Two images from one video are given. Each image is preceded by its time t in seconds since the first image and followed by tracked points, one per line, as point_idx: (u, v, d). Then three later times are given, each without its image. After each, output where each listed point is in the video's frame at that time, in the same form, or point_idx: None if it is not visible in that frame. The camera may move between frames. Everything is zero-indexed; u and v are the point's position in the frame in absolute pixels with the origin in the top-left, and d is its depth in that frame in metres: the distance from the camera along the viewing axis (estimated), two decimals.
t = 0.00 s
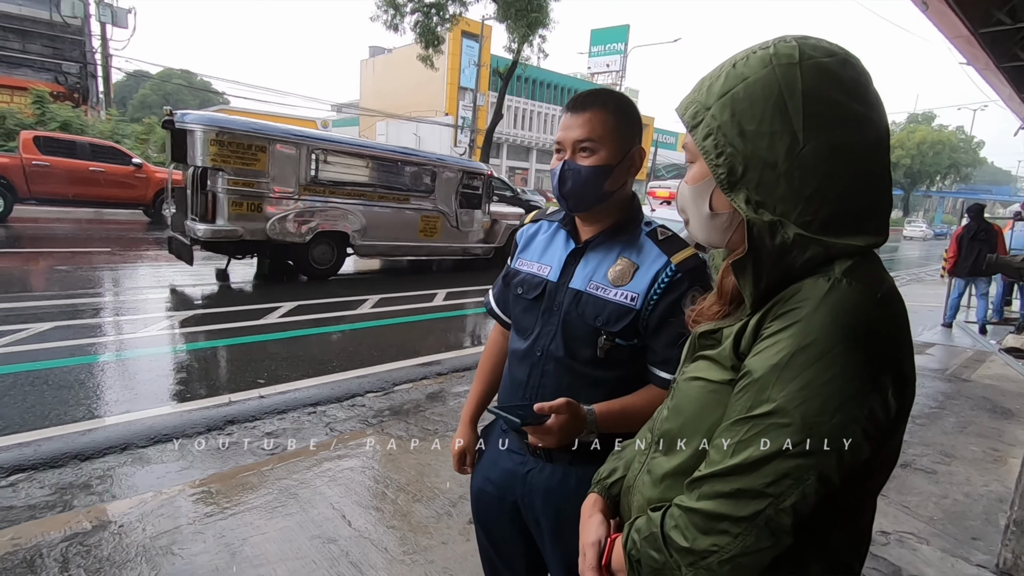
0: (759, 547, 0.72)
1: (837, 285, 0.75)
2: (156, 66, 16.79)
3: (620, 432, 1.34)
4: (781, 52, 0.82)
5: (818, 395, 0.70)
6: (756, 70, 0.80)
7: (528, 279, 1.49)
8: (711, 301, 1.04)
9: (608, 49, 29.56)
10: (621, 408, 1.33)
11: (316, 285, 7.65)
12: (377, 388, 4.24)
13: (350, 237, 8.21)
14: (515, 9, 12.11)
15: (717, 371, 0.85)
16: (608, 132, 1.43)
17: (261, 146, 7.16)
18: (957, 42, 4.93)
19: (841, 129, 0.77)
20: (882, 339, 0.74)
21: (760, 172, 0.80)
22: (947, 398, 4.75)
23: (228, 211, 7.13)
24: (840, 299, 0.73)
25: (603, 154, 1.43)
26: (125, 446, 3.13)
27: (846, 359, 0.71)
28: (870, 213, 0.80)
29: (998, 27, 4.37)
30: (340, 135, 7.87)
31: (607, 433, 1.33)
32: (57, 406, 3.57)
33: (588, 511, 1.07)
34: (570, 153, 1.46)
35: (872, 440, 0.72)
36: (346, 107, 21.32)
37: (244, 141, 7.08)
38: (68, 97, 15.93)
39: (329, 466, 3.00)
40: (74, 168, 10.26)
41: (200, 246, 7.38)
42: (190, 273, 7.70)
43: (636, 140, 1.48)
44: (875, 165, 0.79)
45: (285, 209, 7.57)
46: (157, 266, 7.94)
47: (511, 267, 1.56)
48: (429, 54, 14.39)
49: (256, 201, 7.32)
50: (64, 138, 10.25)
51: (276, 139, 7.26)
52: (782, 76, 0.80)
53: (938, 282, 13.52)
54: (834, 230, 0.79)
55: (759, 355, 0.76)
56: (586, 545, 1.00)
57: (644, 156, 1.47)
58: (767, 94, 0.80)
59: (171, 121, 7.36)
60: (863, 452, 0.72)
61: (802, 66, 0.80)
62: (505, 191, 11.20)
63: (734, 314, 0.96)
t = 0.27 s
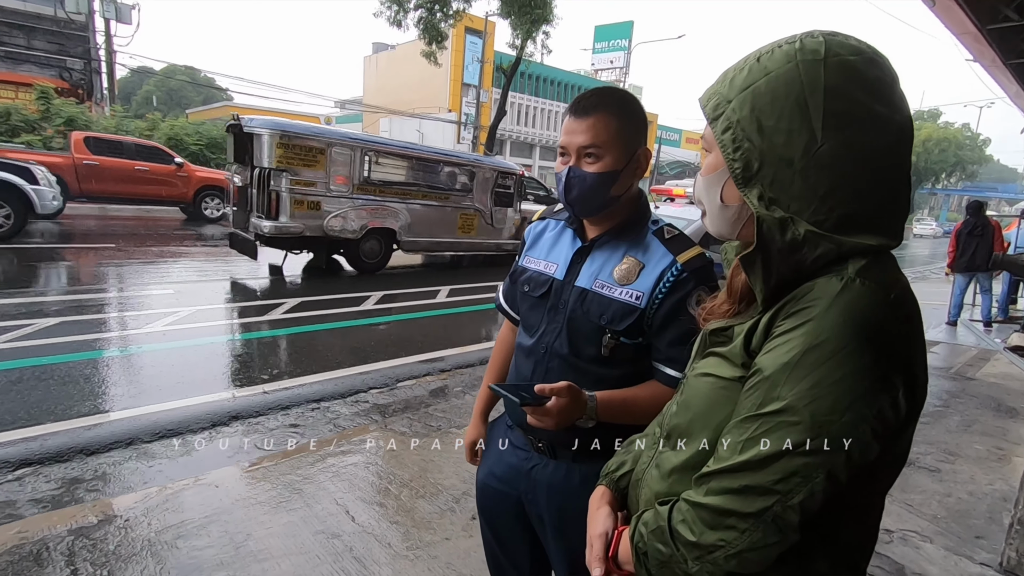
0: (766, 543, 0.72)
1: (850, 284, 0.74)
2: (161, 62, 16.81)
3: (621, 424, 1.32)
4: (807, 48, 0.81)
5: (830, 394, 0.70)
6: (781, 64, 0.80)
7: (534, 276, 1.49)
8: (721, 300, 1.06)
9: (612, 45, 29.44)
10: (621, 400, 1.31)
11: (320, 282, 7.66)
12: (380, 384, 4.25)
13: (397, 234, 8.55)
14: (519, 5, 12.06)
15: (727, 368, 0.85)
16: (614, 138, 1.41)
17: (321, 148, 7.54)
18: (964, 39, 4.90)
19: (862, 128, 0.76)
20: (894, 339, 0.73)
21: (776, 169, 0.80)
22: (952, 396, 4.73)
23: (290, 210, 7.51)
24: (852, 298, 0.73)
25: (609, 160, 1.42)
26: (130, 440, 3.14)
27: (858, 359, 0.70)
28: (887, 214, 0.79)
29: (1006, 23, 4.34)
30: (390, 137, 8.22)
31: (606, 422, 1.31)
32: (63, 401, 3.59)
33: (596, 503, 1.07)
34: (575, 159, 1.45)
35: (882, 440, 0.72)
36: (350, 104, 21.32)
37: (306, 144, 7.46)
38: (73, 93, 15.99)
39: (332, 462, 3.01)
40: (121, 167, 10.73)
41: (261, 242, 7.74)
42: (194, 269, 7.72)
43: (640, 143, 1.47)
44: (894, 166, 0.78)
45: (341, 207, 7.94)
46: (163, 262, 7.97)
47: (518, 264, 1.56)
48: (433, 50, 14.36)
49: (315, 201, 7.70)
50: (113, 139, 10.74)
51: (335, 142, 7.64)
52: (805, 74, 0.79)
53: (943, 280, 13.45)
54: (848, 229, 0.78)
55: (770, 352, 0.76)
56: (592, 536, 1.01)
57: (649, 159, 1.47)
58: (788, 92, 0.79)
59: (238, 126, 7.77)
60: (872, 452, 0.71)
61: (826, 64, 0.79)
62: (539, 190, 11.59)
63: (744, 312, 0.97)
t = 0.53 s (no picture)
0: (772, 541, 0.72)
1: (853, 282, 0.74)
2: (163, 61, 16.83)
3: (624, 422, 1.32)
4: (813, 48, 0.81)
5: (833, 391, 0.70)
6: (785, 64, 0.79)
7: (537, 276, 1.50)
8: (727, 300, 1.06)
9: (614, 43, 29.39)
10: (626, 398, 1.31)
11: (323, 280, 7.67)
12: (383, 382, 4.26)
13: (438, 232, 9.00)
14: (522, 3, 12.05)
15: (732, 366, 0.86)
16: (617, 137, 1.42)
17: (372, 152, 8.02)
18: (968, 36, 4.89)
19: (866, 128, 0.76)
20: (900, 337, 0.73)
21: (780, 168, 0.80)
22: (955, 395, 4.73)
23: (345, 210, 7.96)
24: (856, 296, 0.73)
25: (612, 160, 1.42)
26: (134, 438, 3.16)
27: (862, 357, 0.70)
28: (893, 213, 0.79)
29: (1010, 20, 4.33)
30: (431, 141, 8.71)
31: (610, 420, 1.30)
32: (68, 398, 3.61)
33: (603, 503, 1.07)
34: (579, 159, 1.45)
35: (887, 438, 0.72)
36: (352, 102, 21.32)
37: (358, 148, 7.93)
38: (76, 92, 16.02)
39: (335, 460, 3.02)
40: (164, 168, 11.22)
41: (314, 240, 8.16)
42: (198, 267, 7.73)
43: (645, 142, 1.47)
44: (900, 165, 0.78)
45: (388, 207, 8.39)
46: (166, 260, 7.99)
47: (521, 263, 1.56)
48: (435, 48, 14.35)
49: (366, 201, 8.16)
50: (156, 142, 11.25)
51: (384, 146, 8.12)
52: (811, 73, 0.79)
53: (946, 278, 13.42)
54: (853, 228, 0.78)
55: (774, 351, 0.76)
56: (600, 536, 1.01)
57: (653, 157, 1.47)
58: (793, 93, 0.79)
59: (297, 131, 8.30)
60: (878, 449, 0.71)
61: (831, 64, 0.78)
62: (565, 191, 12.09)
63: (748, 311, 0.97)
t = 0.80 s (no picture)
0: (772, 539, 0.72)
1: (851, 278, 0.74)
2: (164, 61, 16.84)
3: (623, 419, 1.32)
4: (801, 43, 0.81)
5: (831, 388, 0.70)
6: (773, 61, 0.80)
7: (533, 272, 1.50)
8: (723, 297, 1.05)
9: (615, 42, 29.36)
10: (625, 395, 1.31)
11: (324, 279, 7.68)
12: (383, 381, 4.27)
13: (474, 232, 9.50)
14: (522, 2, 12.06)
15: (730, 364, 0.85)
16: (616, 134, 1.41)
17: (416, 156, 8.54)
18: (969, 33, 4.87)
19: (860, 123, 0.76)
20: (898, 332, 0.73)
21: (772, 165, 0.80)
22: (956, 392, 4.72)
23: (391, 211, 8.49)
24: (853, 292, 0.73)
25: (612, 157, 1.42)
26: (135, 437, 3.16)
27: (859, 353, 0.70)
28: (888, 207, 0.79)
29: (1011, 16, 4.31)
30: (468, 146, 9.21)
31: (609, 417, 1.30)
32: (69, 398, 3.61)
33: (603, 502, 1.07)
34: (578, 156, 1.45)
35: (886, 434, 0.72)
36: (352, 101, 21.31)
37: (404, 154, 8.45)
38: (76, 93, 16.04)
39: (335, 459, 3.02)
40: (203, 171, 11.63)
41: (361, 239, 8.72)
42: (198, 267, 7.74)
43: (643, 138, 1.46)
44: (894, 159, 0.77)
45: (430, 207, 8.91)
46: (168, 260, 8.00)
47: (517, 259, 1.56)
48: (435, 47, 14.34)
49: (410, 203, 8.68)
50: (197, 146, 11.71)
51: (427, 151, 8.62)
52: (800, 69, 0.79)
53: (949, 276, 13.38)
54: (848, 223, 0.78)
55: (770, 349, 0.76)
56: (601, 535, 1.01)
57: (652, 154, 1.46)
58: (784, 89, 0.79)
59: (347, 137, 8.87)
60: (877, 446, 0.71)
61: (821, 59, 0.79)
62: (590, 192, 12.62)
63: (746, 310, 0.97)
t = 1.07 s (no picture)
0: (763, 537, 0.71)
1: (842, 274, 0.73)
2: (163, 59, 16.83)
3: (617, 409, 1.31)
4: (792, 35, 0.80)
5: (823, 386, 0.69)
6: (765, 53, 0.79)
7: (528, 267, 1.49)
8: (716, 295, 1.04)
9: (615, 38, 29.30)
10: (617, 382, 1.30)
11: (324, 277, 7.68)
12: (382, 378, 4.27)
13: (506, 230, 10.00)
14: None
15: (722, 361, 0.85)
16: (609, 154, 1.36)
17: (454, 158, 9.09)
18: (969, 28, 4.86)
19: (853, 115, 0.75)
20: (891, 328, 0.72)
21: (764, 159, 0.80)
22: (955, 388, 4.72)
23: (432, 209, 9.02)
24: (846, 288, 0.72)
25: (609, 178, 1.38)
26: (133, 436, 3.16)
27: (852, 351, 0.69)
28: (883, 200, 0.78)
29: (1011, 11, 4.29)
30: (499, 148, 9.75)
31: (602, 408, 1.30)
32: (68, 397, 3.62)
33: (598, 498, 1.06)
34: (575, 184, 1.40)
35: (880, 432, 0.71)
36: (351, 99, 21.28)
37: (443, 156, 9.02)
38: (76, 91, 16.04)
39: (333, 457, 3.02)
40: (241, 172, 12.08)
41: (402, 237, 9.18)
42: (198, 265, 7.73)
43: (630, 141, 1.42)
44: (888, 152, 0.77)
45: (467, 207, 9.44)
46: (168, 259, 8.01)
47: (511, 255, 1.56)
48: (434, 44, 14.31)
49: (448, 202, 9.20)
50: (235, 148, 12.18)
51: (464, 154, 9.21)
52: (792, 60, 0.78)
53: (949, 272, 13.36)
54: (841, 217, 0.77)
55: (763, 346, 0.75)
56: (595, 530, 1.00)
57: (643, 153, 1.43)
58: (775, 83, 0.79)
59: (391, 141, 9.49)
60: (870, 444, 0.70)
61: (812, 51, 0.78)
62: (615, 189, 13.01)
63: (739, 303, 0.96)
